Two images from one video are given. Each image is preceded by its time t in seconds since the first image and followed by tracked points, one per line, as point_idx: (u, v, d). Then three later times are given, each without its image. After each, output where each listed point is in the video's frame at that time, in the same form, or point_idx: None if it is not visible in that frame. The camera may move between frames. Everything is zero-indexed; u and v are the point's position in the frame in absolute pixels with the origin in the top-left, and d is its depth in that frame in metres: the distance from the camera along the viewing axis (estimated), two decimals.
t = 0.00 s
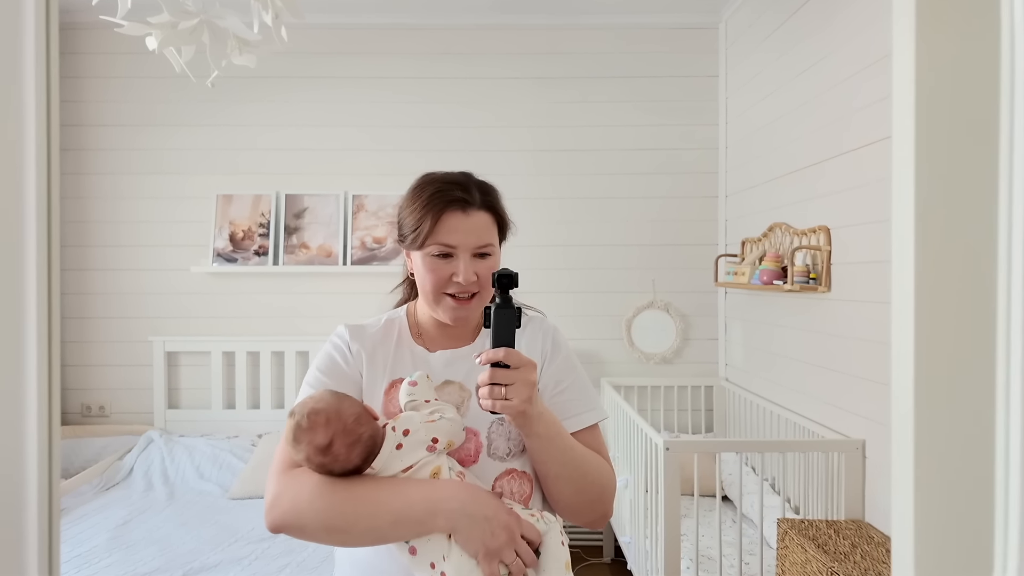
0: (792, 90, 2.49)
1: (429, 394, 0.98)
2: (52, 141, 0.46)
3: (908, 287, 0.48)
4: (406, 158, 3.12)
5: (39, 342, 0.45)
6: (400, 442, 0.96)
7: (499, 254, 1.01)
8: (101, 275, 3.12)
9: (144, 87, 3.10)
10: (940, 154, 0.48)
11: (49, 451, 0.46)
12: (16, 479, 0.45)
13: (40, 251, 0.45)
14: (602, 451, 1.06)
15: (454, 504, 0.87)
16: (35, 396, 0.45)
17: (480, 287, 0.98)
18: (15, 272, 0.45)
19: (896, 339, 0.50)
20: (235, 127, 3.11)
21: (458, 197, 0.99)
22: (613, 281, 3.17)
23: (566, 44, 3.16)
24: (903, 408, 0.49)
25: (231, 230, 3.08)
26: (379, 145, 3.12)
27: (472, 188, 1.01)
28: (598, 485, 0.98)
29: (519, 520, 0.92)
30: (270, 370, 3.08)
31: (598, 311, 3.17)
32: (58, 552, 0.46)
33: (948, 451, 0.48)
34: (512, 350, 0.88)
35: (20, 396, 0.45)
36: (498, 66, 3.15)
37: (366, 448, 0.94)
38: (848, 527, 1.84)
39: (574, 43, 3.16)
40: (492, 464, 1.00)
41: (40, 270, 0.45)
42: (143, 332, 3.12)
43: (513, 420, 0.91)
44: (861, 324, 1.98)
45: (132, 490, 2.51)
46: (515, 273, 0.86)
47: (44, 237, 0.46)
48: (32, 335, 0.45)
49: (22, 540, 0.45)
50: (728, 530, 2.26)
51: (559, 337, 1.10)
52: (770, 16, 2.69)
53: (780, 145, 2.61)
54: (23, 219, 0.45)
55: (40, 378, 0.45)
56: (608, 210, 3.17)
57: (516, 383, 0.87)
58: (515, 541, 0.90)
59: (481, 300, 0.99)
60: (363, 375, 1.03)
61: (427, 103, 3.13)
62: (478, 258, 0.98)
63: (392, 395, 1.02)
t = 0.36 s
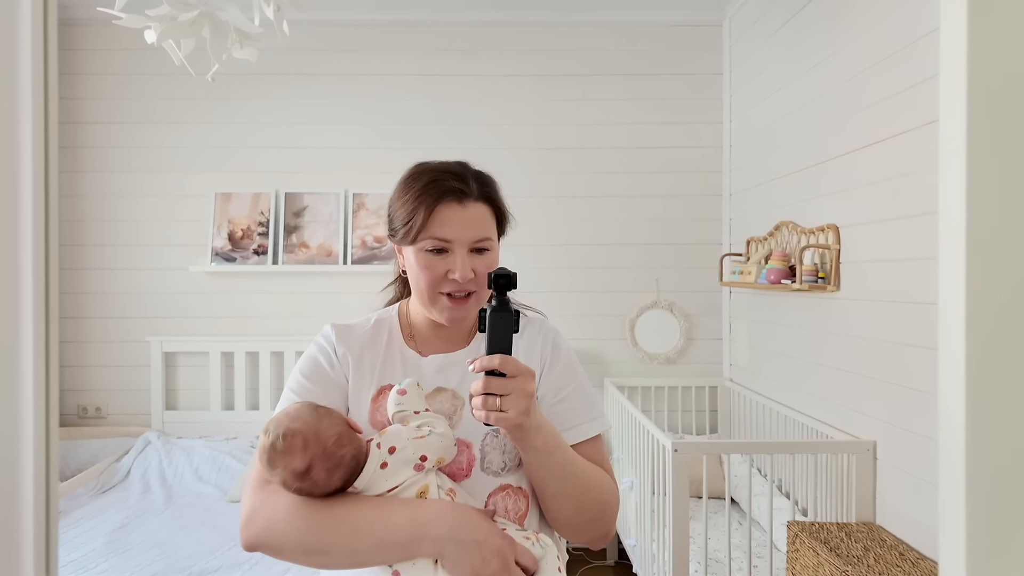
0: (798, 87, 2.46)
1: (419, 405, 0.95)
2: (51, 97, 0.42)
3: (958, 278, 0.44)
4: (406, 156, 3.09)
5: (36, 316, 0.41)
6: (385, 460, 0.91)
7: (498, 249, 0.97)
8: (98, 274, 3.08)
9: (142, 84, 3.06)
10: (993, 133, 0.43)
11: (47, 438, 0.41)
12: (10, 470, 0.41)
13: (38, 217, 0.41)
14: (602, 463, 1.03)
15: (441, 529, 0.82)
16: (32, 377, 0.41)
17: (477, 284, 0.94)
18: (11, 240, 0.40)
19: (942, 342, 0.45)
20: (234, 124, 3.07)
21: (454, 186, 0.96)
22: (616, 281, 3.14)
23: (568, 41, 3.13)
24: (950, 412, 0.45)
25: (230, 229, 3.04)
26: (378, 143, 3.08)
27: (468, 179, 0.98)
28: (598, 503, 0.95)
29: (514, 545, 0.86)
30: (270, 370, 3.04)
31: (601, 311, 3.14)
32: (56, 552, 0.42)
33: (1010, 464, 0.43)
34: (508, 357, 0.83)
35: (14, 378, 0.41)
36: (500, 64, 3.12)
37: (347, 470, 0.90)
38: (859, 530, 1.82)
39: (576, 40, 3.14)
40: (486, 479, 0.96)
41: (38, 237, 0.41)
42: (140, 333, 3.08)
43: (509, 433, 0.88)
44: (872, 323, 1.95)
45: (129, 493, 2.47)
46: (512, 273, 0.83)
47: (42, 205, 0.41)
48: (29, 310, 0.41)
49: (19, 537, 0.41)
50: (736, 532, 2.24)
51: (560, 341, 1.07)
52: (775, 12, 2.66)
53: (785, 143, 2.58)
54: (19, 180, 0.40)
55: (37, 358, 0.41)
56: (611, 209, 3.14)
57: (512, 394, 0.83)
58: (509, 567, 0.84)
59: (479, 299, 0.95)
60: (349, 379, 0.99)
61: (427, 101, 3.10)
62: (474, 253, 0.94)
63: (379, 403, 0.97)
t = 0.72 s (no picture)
0: (799, 87, 2.46)
1: (418, 407, 0.94)
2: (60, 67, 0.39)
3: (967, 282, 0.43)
4: (405, 156, 3.08)
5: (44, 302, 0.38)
6: (386, 462, 0.90)
7: (496, 248, 0.97)
8: (97, 274, 3.07)
9: (141, 84, 3.06)
10: (1004, 135, 0.42)
11: (55, 432, 0.39)
12: (18, 463, 0.38)
13: (46, 196, 0.38)
14: (602, 465, 1.03)
15: (438, 532, 0.81)
16: (40, 367, 0.38)
17: (476, 285, 0.94)
18: (18, 219, 0.38)
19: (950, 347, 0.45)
20: (234, 124, 3.06)
21: (449, 187, 0.95)
22: (616, 281, 3.14)
23: (568, 41, 3.13)
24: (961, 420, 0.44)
25: (230, 229, 3.04)
26: (379, 142, 3.08)
27: (463, 177, 0.98)
28: (598, 506, 0.95)
29: (512, 551, 0.85)
30: (269, 371, 3.04)
31: (602, 311, 3.13)
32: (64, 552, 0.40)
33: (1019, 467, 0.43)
34: (507, 358, 0.83)
35: (22, 366, 0.38)
36: (500, 63, 3.12)
37: (356, 463, 0.90)
38: (861, 530, 1.81)
39: (576, 40, 3.13)
40: (484, 481, 0.96)
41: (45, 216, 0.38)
42: (140, 333, 3.08)
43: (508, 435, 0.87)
44: (872, 323, 1.95)
45: (128, 494, 2.46)
46: (511, 274, 0.82)
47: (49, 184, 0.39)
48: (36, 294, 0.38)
49: (26, 535, 0.38)
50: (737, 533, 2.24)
51: (558, 343, 1.07)
52: (776, 11, 2.66)
53: (786, 142, 2.58)
54: (26, 156, 0.38)
55: (45, 346, 0.38)
56: (611, 209, 3.14)
57: (510, 397, 0.83)
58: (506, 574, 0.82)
59: (478, 300, 0.95)
60: (348, 382, 0.99)
61: (427, 101, 3.10)
62: (472, 253, 0.94)
63: (378, 406, 0.97)
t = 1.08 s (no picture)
0: (791, 89, 2.49)
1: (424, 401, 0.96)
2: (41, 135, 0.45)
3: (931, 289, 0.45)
4: (401, 157, 3.10)
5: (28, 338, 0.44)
6: (396, 453, 0.92)
7: (496, 245, 0.98)
8: (94, 275, 3.08)
9: (136, 85, 3.07)
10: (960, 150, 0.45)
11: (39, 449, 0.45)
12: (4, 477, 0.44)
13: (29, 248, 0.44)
14: (601, 457, 1.04)
15: (444, 518, 0.83)
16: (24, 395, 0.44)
17: (477, 282, 0.95)
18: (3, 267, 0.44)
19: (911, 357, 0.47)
20: (230, 126, 3.08)
21: (448, 188, 0.97)
22: (611, 281, 3.16)
23: (563, 43, 3.15)
24: (922, 425, 0.46)
25: (226, 230, 3.05)
26: (375, 143, 3.10)
27: (461, 178, 1.00)
28: (596, 496, 0.96)
29: (517, 534, 0.88)
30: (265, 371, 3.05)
31: (596, 311, 3.15)
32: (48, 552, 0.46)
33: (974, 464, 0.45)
34: (507, 355, 0.85)
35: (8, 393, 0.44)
36: (495, 65, 3.14)
37: (368, 459, 0.91)
38: (850, 527, 1.83)
39: (571, 42, 3.15)
40: (490, 470, 0.97)
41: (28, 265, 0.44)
42: (136, 333, 3.09)
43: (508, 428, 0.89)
44: (861, 322, 1.97)
45: (124, 493, 2.48)
46: (509, 275, 0.84)
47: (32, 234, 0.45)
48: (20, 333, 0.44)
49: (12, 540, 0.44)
50: (728, 531, 2.26)
51: (560, 340, 1.08)
52: (769, 14, 2.68)
53: (778, 144, 2.60)
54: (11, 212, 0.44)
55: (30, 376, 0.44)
56: (606, 210, 3.16)
57: (509, 391, 0.85)
58: (511, 555, 0.85)
59: (479, 296, 0.97)
60: (359, 377, 1.01)
61: (423, 103, 3.11)
62: (472, 251, 0.96)
63: (388, 399, 0.99)
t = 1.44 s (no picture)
0: (776, 93, 2.52)
1: (438, 391, 0.98)
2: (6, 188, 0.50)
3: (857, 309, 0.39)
4: (394, 160, 3.13)
5: None
6: (411, 442, 0.94)
7: (503, 243, 1.01)
8: (88, 277, 3.11)
9: (130, 89, 3.10)
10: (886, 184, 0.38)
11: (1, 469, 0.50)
12: None
13: None
14: (609, 443, 1.06)
15: (457, 493, 0.87)
16: None
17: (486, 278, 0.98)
18: None
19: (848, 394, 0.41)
20: (224, 130, 3.11)
21: (456, 191, 1.00)
22: (601, 282, 3.19)
23: (554, 47, 3.18)
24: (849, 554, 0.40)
25: (219, 233, 3.08)
26: (368, 146, 3.13)
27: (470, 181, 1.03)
28: (604, 478, 0.97)
29: (527, 503, 0.91)
30: (258, 373, 3.09)
31: (586, 312, 3.18)
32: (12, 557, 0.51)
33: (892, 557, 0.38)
34: (509, 349, 0.88)
35: None
36: (488, 69, 3.16)
37: (383, 449, 0.96)
38: (829, 525, 1.86)
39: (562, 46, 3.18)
40: (506, 455, 0.99)
41: None
42: (130, 335, 3.12)
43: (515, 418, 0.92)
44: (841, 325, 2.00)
45: (118, 493, 2.51)
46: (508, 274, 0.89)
47: None
48: None
49: None
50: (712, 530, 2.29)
51: (569, 333, 1.09)
52: (755, 18, 2.70)
53: (764, 148, 2.63)
54: None
55: None
56: (597, 212, 3.19)
57: (512, 381, 0.88)
58: (524, 521, 0.89)
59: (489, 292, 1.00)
60: (382, 373, 1.03)
61: (416, 106, 3.14)
62: (480, 249, 0.98)
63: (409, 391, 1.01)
